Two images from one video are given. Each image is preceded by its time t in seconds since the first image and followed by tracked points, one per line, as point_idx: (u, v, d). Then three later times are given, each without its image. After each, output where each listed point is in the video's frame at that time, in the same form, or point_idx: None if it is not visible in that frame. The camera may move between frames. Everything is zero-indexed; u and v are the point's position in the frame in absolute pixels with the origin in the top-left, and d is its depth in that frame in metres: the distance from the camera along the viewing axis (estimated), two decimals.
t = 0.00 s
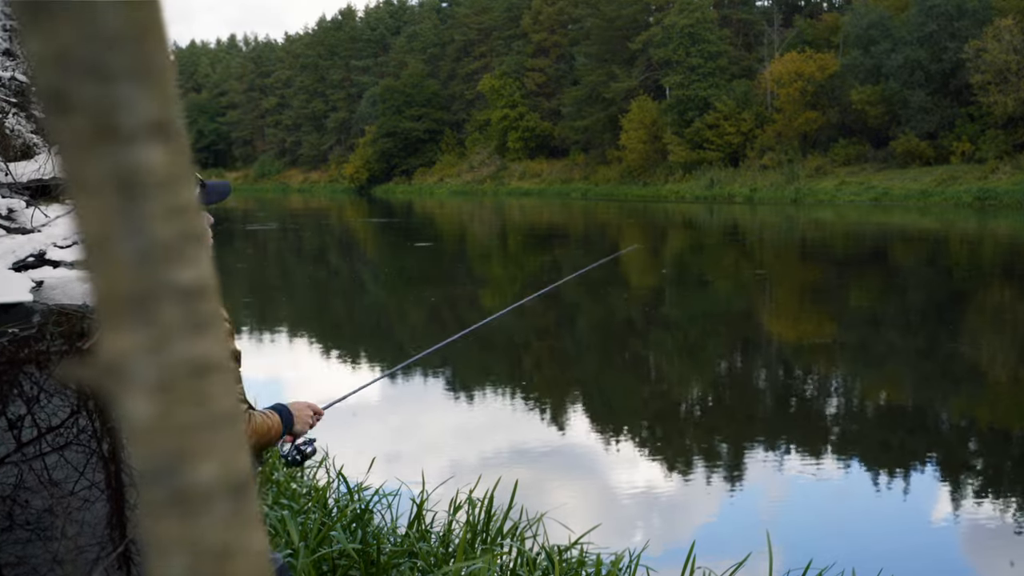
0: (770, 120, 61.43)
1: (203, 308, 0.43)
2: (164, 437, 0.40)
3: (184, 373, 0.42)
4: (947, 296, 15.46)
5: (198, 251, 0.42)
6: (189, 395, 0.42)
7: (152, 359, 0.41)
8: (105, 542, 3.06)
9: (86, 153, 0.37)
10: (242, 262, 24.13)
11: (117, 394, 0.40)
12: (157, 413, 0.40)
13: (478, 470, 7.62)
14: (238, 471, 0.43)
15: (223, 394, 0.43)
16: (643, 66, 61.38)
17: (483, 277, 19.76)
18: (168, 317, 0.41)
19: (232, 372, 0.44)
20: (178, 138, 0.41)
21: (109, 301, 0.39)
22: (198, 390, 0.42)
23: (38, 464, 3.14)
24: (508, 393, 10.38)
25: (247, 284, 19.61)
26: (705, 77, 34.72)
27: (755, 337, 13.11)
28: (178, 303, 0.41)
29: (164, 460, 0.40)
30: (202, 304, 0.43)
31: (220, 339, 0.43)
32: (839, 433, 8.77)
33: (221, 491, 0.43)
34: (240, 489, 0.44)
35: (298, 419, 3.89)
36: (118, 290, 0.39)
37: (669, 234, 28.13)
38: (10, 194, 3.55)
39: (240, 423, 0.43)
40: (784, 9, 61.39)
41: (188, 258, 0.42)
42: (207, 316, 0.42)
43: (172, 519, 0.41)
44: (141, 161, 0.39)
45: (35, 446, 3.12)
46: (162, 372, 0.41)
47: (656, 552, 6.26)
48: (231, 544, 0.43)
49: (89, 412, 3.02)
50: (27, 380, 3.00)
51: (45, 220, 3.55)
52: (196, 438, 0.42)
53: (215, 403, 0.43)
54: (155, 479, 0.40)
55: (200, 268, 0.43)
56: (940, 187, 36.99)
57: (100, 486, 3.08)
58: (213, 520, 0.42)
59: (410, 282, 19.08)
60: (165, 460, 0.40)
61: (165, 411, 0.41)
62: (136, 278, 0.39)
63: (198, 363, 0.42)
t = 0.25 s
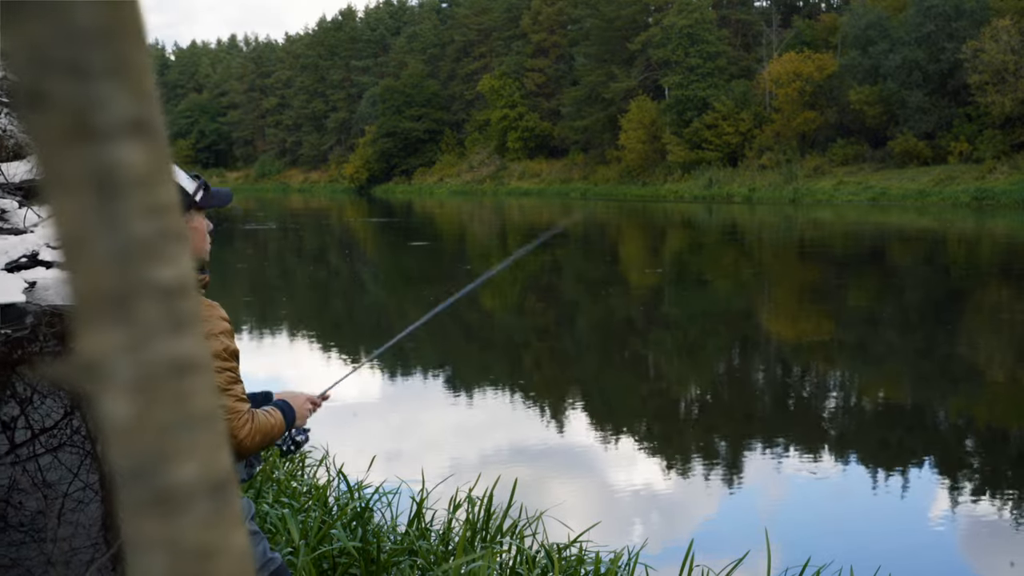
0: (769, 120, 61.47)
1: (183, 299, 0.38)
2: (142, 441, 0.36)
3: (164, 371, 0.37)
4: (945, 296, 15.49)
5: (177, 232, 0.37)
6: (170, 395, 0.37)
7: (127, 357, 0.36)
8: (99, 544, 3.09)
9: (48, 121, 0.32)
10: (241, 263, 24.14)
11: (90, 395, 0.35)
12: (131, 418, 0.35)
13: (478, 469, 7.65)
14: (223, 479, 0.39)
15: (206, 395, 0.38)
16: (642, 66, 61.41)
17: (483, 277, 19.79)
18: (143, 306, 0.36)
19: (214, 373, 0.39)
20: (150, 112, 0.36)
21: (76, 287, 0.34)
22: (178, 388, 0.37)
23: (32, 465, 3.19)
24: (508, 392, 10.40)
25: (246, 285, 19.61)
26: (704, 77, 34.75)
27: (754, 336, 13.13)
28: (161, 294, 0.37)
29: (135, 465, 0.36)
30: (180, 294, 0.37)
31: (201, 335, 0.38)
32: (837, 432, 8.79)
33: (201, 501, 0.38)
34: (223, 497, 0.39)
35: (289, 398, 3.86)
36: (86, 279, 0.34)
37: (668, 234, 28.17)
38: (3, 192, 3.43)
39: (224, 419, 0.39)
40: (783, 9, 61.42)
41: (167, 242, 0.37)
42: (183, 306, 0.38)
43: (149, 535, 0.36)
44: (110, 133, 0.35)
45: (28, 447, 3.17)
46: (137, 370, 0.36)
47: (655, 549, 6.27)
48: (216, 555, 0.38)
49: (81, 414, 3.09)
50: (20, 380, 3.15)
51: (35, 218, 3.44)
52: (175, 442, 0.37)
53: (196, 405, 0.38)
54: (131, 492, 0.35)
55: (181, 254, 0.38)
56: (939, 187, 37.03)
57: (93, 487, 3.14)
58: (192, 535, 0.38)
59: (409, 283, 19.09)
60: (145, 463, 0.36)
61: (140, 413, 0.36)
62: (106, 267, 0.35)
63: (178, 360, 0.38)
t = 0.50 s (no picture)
0: (769, 120, 61.45)
1: (165, 306, 0.40)
2: (126, 435, 0.38)
3: (146, 376, 0.39)
4: (944, 296, 15.53)
5: (158, 241, 0.39)
6: (151, 395, 0.39)
7: (114, 358, 0.38)
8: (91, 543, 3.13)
9: (39, 139, 0.35)
10: (241, 262, 24.16)
11: (72, 389, 0.37)
12: (114, 416, 0.37)
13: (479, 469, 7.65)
14: (201, 469, 0.41)
15: (188, 393, 0.40)
16: (642, 66, 61.39)
17: (484, 277, 19.82)
18: (127, 315, 0.38)
19: (194, 375, 0.42)
20: (136, 131, 0.39)
21: (63, 298, 0.36)
22: (159, 386, 0.40)
23: (26, 466, 3.18)
24: (508, 392, 10.41)
25: (246, 284, 19.65)
26: (704, 77, 34.76)
27: (753, 336, 13.16)
28: (143, 302, 0.39)
29: (118, 463, 0.38)
30: (164, 298, 0.40)
31: (184, 335, 0.40)
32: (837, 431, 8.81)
33: (181, 492, 0.40)
34: (205, 484, 0.41)
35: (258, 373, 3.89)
36: (77, 291, 0.36)
37: (669, 234, 28.18)
38: None
39: (202, 410, 0.41)
40: (783, 9, 61.38)
41: (152, 253, 0.39)
42: (162, 309, 0.40)
43: (131, 523, 0.38)
44: (95, 158, 0.37)
45: (21, 449, 3.17)
46: (118, 371, 0.38)
47: (655, 550, 6.30)
48: (191, 543, 0.40)
49: (75, 417, 3.14)
50: (12, 383, 3.15)
51: (22, 213, 3.17)
52: (156, 437, 0.39)
53: (178, 400, 0.40)
54: (119, 479, 0.38)
55: (163, 259, 0.40)
56: (938, 187, 37.04)
57: (87, 488, 3.20)
58: (173, 525, 0.40)
59: (409, 283, 19.12)
60: (131, 453, 0.38)
61: (123, 411, 0.38)
62: (94, 281, 0.37)
63: (158, 360, 0.40)
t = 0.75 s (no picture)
0: (769, 120, 61.47)
1: (143, 282, 0.29)
2: (97, 472, 0.27)
3: (119, 371, 0.29)
4: (944, 296, 15.57)
5: (126, 181, 0.28)
6: (124, 397, 0.28)
7: (70, 348, 0.27)
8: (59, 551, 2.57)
9: None
10: (242, 262, 24.22)
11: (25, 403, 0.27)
12: (75, 425, 0.27)
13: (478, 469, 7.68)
14: (192, 500, 0.29)
15: (175, 396, 0.29)
16: (642, 66, 61.39)
17: (484, 277, 19.85)
18: (97, 283, 0.28)
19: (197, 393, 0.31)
20: (96, 46, 0.28)
21: (10, 289, 0.25)
22: (135, 387, 0.29)
23: (18, 467, 2.82)
24: (508, 392, 10.43)
25: (247, 284, 19.69)
26: (704, 77, 34.78)
27: (753, 337, 13.18)
28: (112, 271, 0.28)
29: (78, 493, 0.26)
30: (141, 270, 0.29)
31: (169, 323, 0.30)
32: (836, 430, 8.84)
33: (164, 529, 0.29)
34: (196, 528, 0.30)
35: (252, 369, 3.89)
36: (24, 278, 0.25)
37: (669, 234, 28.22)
38: None
39: (194, 424, 0.30)
40: (783, 9, 61.40)
41: (118, 205, 0.29)
42: (138, 280, 0.29)
43: None
44: (45, 89, 0.27)
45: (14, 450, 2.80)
46: (93, 388, 0.28)
47: (654, 549, 6.34)
48: None
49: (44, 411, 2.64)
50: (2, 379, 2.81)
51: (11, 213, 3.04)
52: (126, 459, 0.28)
53: (162, 405, 0.29)
54: (86, 546, 0.27)
55: (134, 208, 0.29)
56: (937, 187, 37.09)
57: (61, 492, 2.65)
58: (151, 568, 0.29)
59: (410, 282, 19.15)
60: (105, 512, 0.27)
61: (83, 421, 0.27)
62: (40, 244, 0.27)
63: (135, 353, 0.29)
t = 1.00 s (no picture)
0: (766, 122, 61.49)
1: (123, 301, 0.36)
2: (80, 446, 0.34)
3: (102, 373, 0.36)
4: (940, 296, 15.66)
5: (115, 215, 0.36)
6: (106, 397, 0.35)
7: (66, 359, 0.34)
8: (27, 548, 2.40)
9: None
10: (243, 263, 24.31)
11: (20, 395, 0.33)
12: (61, 419, 0.33)
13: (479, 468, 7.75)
14: (167, 480, 0.37)
15: (150, 397, 0.37)
16: (640, 68, 61.40)
17: (483, 278, 19.91)
18: (78, 290, 0.34)
19: (161, 379, 0.38)
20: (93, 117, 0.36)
21: (17, 298, 0.32)
22: (114, 390, 0.36)
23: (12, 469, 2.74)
24: (507, 391, 10.51)
25: (248, 284, 19.78)
26: (702, 79, 34.82)
27: (750, 336, 13.27)
28: (99, 291, 0.36)
29: (54, 482, 0.33)
30: (123, 289, 0.36)
31: (148, 332, 0.37)
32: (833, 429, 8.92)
33: (142, 506, 0.36)
34: (174, 500, 0.37)
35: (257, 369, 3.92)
36: (24, 285, 0.32)
37: (667, 235, 28.29)
38: None
39: (172, 417, 0.37)
40: (779, 12, 61.41)
41: (107, 236, 0.36)
42: (125, 296, 0.36)
43: (82, 544, 0.34)
44: (44, 136, 0.34)
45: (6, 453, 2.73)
46: (73, 377, 0.34)
47: (654, 547, 6.41)
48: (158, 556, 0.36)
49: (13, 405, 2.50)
50: None
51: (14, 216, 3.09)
52: (113, 442, 0.35)
53: (136, 403, 0.37)
54: (73, 506, 0.34)
55: (118, 238, 0.37)
56: (934, 189, 37.14)
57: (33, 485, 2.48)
58: (131, 536, 0.36)
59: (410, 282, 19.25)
60: (87, 477, 0.34)
61: (71, 416, 0.34)
62: (39, 267, 0.33)
63: (113, 353, 0.36)
